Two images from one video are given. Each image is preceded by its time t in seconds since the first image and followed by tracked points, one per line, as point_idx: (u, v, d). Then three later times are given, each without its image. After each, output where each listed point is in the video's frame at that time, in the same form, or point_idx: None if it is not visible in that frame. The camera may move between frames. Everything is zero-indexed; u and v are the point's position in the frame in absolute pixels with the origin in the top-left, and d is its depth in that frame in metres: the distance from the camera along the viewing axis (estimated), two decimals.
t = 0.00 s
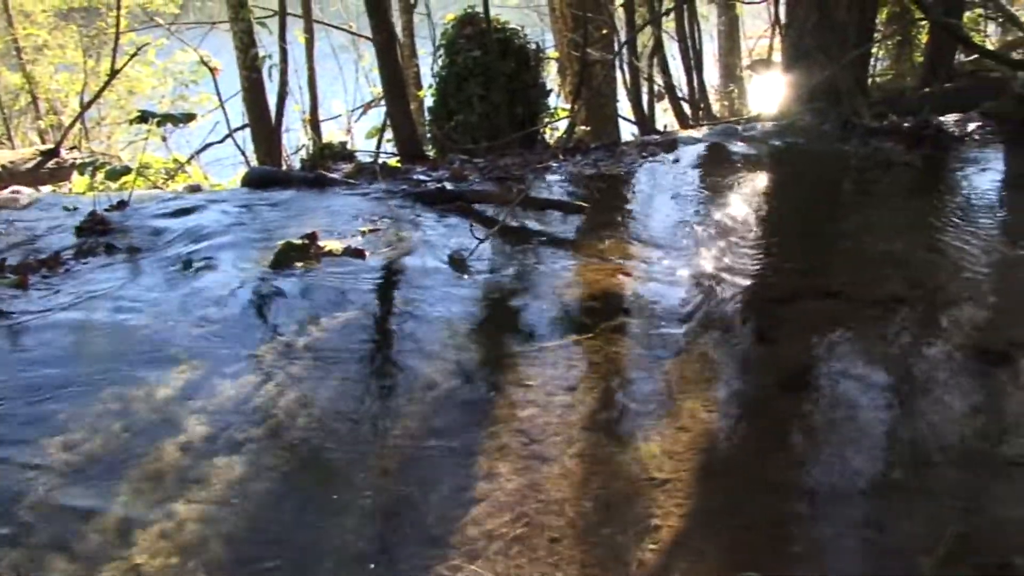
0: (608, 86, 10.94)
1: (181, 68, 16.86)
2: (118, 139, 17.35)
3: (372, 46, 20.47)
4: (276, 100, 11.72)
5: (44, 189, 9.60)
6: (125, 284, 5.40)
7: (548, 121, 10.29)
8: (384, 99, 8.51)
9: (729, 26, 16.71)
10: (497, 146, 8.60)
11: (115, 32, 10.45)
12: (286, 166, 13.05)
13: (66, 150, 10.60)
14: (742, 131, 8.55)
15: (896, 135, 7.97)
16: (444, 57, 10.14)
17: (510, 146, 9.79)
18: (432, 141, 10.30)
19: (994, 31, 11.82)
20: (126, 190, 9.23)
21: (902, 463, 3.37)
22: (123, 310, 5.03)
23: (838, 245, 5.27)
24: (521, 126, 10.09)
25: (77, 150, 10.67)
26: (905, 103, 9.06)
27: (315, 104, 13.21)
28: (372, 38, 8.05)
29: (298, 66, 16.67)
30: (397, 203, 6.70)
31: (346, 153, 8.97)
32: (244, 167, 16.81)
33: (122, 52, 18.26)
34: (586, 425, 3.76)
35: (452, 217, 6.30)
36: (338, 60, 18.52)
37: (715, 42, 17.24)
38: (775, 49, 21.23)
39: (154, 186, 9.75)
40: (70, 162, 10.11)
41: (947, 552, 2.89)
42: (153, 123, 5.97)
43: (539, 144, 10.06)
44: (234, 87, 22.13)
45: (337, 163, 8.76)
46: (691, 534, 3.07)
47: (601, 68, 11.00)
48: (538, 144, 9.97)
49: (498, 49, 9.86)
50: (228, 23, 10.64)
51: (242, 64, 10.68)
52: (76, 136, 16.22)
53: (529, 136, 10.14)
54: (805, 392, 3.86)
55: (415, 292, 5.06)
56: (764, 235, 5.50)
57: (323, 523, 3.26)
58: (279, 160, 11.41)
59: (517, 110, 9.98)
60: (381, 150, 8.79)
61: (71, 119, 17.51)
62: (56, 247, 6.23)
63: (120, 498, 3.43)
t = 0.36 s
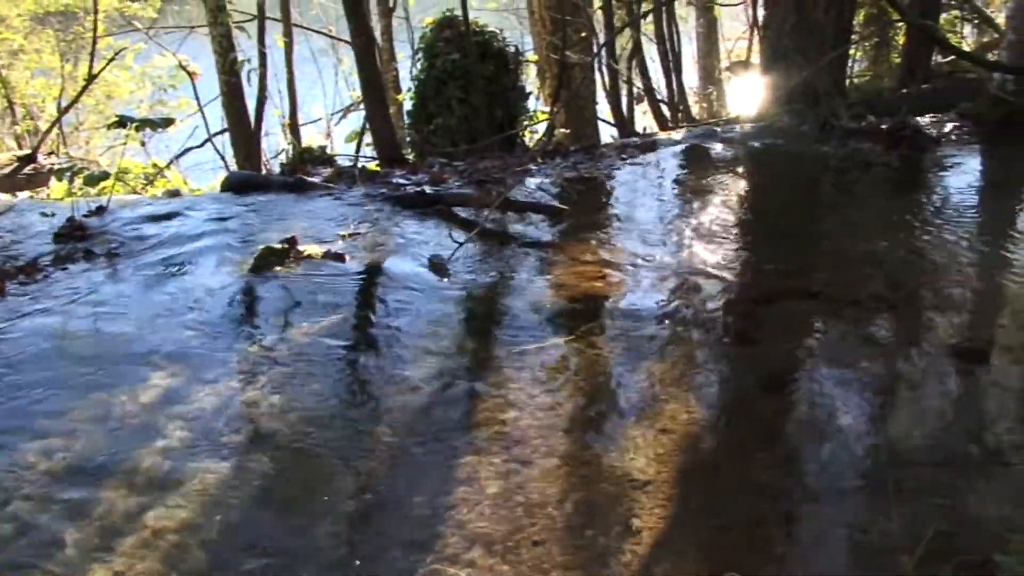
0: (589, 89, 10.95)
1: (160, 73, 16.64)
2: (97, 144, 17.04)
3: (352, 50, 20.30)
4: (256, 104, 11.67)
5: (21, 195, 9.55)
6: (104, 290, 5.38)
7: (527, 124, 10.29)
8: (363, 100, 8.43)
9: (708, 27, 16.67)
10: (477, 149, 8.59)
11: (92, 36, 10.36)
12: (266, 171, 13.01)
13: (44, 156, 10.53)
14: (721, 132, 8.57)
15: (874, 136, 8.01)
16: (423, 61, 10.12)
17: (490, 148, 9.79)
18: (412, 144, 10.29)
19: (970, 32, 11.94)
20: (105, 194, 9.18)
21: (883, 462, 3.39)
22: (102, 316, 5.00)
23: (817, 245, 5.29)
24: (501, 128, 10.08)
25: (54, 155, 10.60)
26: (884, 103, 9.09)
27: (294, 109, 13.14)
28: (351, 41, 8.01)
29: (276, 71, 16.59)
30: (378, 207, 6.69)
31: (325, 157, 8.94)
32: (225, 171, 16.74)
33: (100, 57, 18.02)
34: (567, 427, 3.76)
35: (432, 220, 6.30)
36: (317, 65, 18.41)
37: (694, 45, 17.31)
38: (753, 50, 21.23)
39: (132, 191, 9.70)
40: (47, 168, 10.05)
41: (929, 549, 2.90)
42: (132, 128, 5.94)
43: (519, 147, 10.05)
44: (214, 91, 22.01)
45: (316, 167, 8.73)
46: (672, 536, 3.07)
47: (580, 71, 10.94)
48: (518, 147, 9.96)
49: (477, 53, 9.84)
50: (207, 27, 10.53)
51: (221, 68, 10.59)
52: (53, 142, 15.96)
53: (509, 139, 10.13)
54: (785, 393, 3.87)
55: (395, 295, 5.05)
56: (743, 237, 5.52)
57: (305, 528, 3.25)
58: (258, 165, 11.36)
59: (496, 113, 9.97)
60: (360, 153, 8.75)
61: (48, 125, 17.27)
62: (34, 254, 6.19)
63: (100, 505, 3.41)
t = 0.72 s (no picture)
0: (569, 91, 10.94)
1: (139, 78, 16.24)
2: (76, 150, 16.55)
3: (331, 54, 20.09)
4: (235, 109, 11.61)
5: None
6: (83, 296, 5.35)
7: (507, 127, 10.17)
8: (343, 105, 8.35)
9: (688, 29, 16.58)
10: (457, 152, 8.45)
11: (69, 41, 10.25)
12: (246, 175, 12.95)
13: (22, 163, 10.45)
14: (700, 134, 8.58)
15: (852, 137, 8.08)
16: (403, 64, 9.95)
17: (470, 152, 9.65)
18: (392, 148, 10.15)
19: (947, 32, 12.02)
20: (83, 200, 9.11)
21: (863, 461, 3.41)
22: (81, 322, 4.97)
23: (798, 247, 5.31)
24: (481, 131, 9.95)
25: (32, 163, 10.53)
26: (862, 103, 9.10)
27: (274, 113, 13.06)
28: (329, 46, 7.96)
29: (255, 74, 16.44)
30: (358, 211, 6.67)
31: (305, 161, 8.91)
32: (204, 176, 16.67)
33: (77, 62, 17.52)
34: (549, 430, 3.76)
35: (412, 224, 6.29)
36: (295, 69, 18.25)
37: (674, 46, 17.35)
38: (733, 50, 21.07)
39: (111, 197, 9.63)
40: (24, 174, 9.99)
41: (909, 547, 2.92)
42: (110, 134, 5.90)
43: (499, 150, 9.90)
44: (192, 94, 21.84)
45: (296, 172, 8.69)
46: (655, 537, 3.08)
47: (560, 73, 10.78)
48: (498, 151, 9.83)
49: (456, 56, 9.70)
50: (186, 32, 10.48)
51: (200, 74, 10.50)
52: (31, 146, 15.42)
53: (489, 142, 10.00)
54: (765, 393, 3.89)
55: (376, 300, 5.04)
56: (724, 238, 5.53)
57: (288, 533, 3.24)
58: (238, 170, 11.33)
59: (477, 117, 9.83)
60: (340, 157, 8.70)
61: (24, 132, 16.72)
62: (12, 260, 6.15)
63: (81, 512, 3.39)
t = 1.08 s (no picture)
0: (547, 94, 10.94)
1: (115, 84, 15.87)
2: (50, 155, 15.96)
3: (309, 58, 20.29)
4: (213, 113, 11.53)
5: None
6: (60, 303, 5.31)
7: (486, 131, 9.82)
8: (320, 109, 8.29)
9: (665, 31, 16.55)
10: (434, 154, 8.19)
11: (44, 46, 10.15)
12: (224, 180, 12.86)
13: None
14: (678, 136, 8.58)
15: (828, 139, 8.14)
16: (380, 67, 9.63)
17: (448, 156, 9.29)
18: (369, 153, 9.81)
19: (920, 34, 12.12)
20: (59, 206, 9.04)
21: (841, 460, 3.43)
22: (57, 330, 4.94)
23: (776, 248, 5.33)
24: (459, 136, 9.59)
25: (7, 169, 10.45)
26: (838, 104, 9.15)
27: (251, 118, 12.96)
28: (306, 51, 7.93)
29: (231, 78, 16.26)
30: (337, 215, 6.65)
31: (283, 165, 8.88)
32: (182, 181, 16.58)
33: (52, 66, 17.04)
34: (529, 432, 3.77)
35: (391, 228, 6.28)
36: (272, 74, 18.14)
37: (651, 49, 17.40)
38: (711, 51, 21.06)
39: (88, 204, 9.56)
40: None
41: (887, 544, 2.94)
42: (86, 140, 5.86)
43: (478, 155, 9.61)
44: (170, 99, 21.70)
45: (274, 176, 8.65)
46: (636, 539, 3.09)
47: (538, 75, 10.79)
48: (477, 155, 9.48)
49: (434, 59, 9.35)
50: (162, 36, 10.45)
51: (177, 79, 10.47)
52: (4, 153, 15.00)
53: (468, 146, 9.64)
54: (743, 393, 3.91)
55: (355, 304, 5.03)
56: (701, 240, 5.54)
57: (268, 539, 3.23)
58: (217, 175, 11.28)
59: (455, 121, 9.50)
60: (318, 162, 8.65)
61: None
62: None
63: (59, 521, 3.37)
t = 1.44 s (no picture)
0: (524, 96, 10.93)
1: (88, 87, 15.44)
2: (23, 161, 15.55)
3: (283, 63, 19.94)
4: (188, 117, 11.44)
5: None
6: (35, 310, 5.27)
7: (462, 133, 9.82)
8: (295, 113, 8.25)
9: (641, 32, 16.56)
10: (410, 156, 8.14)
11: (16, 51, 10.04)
12: (199, 184, 12.77)
13: None
14: (654, 136, 8.59)
15: (803, 139, 8.18)
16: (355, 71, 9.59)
17: (425, 159, 9.25)
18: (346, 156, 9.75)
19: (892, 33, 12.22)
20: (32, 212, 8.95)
21: (818, 458, 3.45)
22: (32, 337, 4.89)
23: (752, 248, 5.35)
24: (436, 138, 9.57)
25: None
26: (813, 105, 9.19)
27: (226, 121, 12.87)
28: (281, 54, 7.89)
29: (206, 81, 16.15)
30: (313, 219, 6.63)
31: (259, 169, 8.85)
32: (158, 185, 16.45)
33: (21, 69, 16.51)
34: (507, 435, 3.77)
35: (368, 231, 6.27)
36: (248, 77, 18.01)
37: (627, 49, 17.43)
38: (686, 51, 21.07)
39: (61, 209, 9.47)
40: None
41: (865, 541, 2.96)
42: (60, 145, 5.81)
43: (455, 158, 9.54)
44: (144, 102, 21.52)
45: (250, 180, 8.61)
46: (616, 540, 3.09)
47: (515, 77, 10.77)
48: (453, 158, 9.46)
49: (410, 61, 9.31)
50: (136, 40, 10.37)
51: (151, 83, 10.40)
52: None
53: (444, 148, 9.61)
54: (720, 394, 3.92)
55: (332, 308, 5.02)
56: (678, 241, 5.56)
57: (247, 545, 3.21)
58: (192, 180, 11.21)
59: (431, 123, 9.48)
60: (294, 165, 8.61)
61: None
62: None
63: (35, 530, 3.34)
